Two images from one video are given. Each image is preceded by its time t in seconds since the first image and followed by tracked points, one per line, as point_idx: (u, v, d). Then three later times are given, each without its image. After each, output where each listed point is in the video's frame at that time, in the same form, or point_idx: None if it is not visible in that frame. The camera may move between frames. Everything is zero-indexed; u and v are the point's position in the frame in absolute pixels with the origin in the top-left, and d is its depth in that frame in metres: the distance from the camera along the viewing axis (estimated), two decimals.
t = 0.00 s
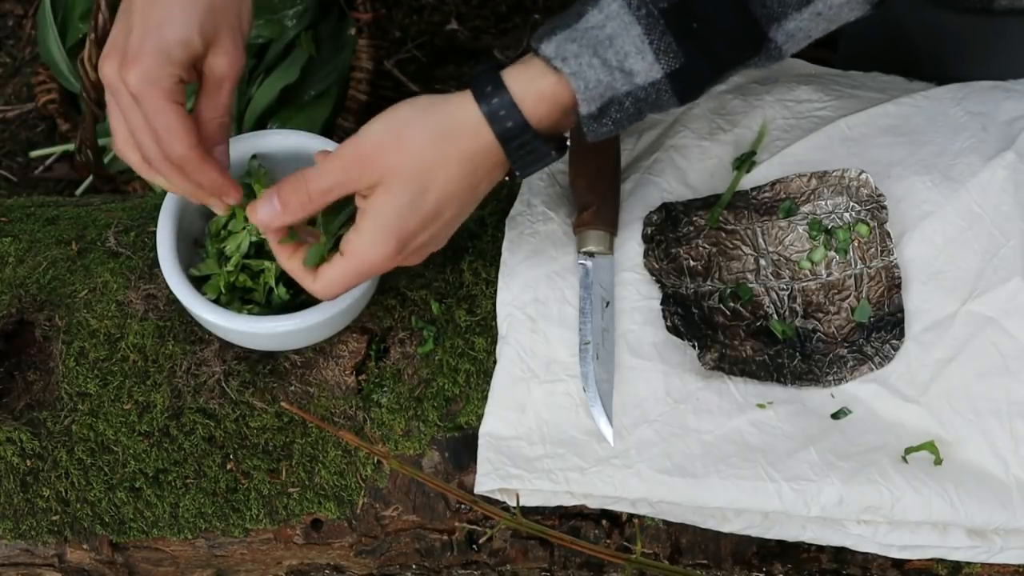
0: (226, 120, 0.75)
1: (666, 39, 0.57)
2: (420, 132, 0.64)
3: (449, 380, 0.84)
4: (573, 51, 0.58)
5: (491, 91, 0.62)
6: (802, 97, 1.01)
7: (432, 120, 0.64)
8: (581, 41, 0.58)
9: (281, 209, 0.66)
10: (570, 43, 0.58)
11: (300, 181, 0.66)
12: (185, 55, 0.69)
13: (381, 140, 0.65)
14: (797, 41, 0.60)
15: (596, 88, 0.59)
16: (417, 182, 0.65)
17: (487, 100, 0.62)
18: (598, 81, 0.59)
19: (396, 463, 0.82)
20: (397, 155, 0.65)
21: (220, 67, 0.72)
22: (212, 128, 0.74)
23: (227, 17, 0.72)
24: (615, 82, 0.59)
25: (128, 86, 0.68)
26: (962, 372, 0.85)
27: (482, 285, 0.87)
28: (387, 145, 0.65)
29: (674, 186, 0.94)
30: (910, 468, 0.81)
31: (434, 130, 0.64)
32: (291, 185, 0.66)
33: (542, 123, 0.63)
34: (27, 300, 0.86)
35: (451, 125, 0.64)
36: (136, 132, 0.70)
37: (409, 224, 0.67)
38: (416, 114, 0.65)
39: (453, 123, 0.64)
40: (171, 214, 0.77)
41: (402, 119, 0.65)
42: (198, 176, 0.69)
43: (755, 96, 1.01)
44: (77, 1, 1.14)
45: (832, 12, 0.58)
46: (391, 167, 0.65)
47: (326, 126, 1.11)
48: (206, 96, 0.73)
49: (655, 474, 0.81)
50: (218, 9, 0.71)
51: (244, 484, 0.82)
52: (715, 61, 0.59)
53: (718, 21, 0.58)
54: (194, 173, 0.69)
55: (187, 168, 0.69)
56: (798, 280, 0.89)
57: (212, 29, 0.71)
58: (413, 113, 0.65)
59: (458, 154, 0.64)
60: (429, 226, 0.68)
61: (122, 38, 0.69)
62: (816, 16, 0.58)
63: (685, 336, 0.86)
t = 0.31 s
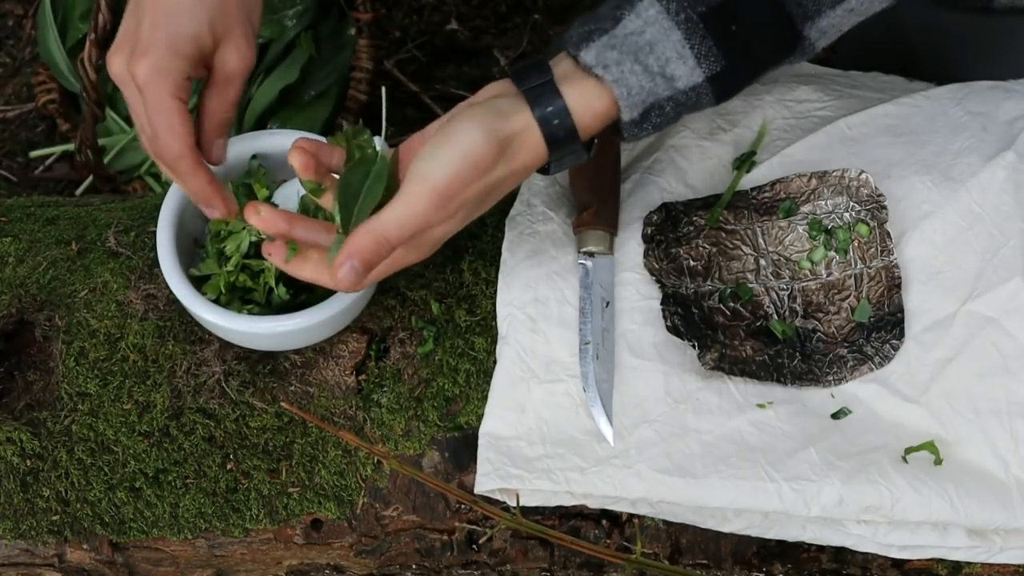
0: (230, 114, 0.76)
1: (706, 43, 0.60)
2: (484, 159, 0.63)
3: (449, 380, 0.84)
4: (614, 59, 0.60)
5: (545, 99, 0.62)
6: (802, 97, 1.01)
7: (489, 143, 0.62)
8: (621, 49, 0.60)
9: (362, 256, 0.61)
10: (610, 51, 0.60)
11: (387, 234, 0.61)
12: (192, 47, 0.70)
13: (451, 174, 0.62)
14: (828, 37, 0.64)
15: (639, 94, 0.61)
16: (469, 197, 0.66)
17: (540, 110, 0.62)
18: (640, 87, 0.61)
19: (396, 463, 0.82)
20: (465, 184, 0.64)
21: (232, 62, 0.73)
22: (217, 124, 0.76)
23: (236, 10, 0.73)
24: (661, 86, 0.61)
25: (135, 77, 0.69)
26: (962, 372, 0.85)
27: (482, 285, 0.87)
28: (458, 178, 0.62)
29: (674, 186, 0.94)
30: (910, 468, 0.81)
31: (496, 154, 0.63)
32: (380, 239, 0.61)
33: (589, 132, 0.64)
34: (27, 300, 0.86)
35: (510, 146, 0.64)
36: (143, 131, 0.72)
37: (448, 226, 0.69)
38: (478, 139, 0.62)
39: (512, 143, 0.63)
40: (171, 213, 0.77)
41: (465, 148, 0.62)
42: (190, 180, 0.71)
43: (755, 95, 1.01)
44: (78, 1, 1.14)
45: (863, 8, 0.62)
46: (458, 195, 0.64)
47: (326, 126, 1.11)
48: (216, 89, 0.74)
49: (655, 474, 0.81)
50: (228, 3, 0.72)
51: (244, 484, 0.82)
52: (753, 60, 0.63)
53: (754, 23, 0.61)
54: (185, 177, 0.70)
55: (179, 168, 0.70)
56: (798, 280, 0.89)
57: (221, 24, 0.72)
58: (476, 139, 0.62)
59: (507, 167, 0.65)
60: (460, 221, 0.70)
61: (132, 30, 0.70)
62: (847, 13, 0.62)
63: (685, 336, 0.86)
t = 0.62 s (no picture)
0: (271, 101, 0.72)
1: (685, 22, 0.58)
2: (441, 122, 0.63)
3: (449, 380, 0.84)
4: (590, 34, 0.58)
5: (516, 76, 0.61)
6: (802, 97, 1.01)
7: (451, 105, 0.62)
8: (599, 25, 0.58)
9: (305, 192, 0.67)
10: (588, 27, 0.58)
11: (321, 173, 0.65)
12: (204, 35, 0.69)
13: (400, 128, 0.63)
14: (817, 32, 0.61)
15: (614, 70, 0.59)
16: (426, 164, 0.65)
17: (512, 88, 0.61)
18: (616, 64, 0.59)
19: (396, 463, 0.82)
20: (416, 145, 0.63)
21: (244, 48, 0.72)
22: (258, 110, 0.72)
23: None
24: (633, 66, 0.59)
25: (147, 66, 0.67)
26: (962, 372, 0.85)
27: (482, 285, 0.88)
28: (407, 134, 0.63)
29: (674, 185, 0.94)
30: (910, 468, 0.81)
31: (454, 120, 0.63)
32: (314, 175, 0.65)
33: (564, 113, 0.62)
34: (27, 300, 0.86)
35: (471, 117, 0.63)
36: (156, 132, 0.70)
37: (403, 195, 0.67)
38: (436, 99, 0.62)
39: (474, 113, 0.63)
40: (171, 213, 0.77)
41: (422, 107, 0.62)
42: (207, 169, 0.68)
43: (755, 96, 1.01)
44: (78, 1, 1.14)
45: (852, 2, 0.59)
46: (407, 153, 0.64)
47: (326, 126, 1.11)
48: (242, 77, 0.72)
49: (655, 474, 0.81)
50: None
51: (244, 484, 0.82)
52: (733, 46, 0.60)
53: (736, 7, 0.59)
54: (201, 167, 0.68)
55: (196, 158, 0.68)
56: (798, 280, 0.89)
57: (233, 11, 0.70)
58: (432, 101, 0.62)
59: (472, 139, 0.64)
60: (422, 195, 0.68)
61: (144, 26, 0.70)
62: (834, 5, 0.59)
63: (685, 336, 0.86)
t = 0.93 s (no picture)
0: (229, 113, 0.75)
1: (709, 24, 0.58)
2: (464, 127, 0.62)
3: (449, 380, 0.84)
4: (614, 38, 0.57)
5: (539, 76, 0.59)
6: (802, 97, 1.01)
7: (474, 109, 0.61)
8: (621, 28, 0.58)
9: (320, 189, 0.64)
10: (611, 30, 0.58)
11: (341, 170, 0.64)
12: (180, 30, 0.69)
13: (423, 132, 0.62)
14: (834, 31, 0.62)
15: (638, 74, 0.58)
16: (446, 165, 0.65)
17: (534, 89, 0.60)
18: (640, 67, 0.58)
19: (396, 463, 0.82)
20: (437, 147, 0.63)
21: (217, 55, 0.74)
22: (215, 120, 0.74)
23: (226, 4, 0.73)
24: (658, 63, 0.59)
25: (120, 56, 0.67)
26: (962, 372, 0.85)
27: (482, 285, 0.88)
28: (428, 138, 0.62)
29: (674, 185, 0.94)
30: (910, 468, 0.81)
31: (477, 125, 0.62)
32: (337, 176, 0.64)
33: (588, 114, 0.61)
34: (27, 300, 0.86)
35: (497, 119, 0.62)
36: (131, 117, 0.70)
37: (419, 193, 0.67)
38: (461, 103, 0.61)
39: (499, 120, 0.62)
40: (171, 214, 0.77)
41: (448, 113, 0.62)
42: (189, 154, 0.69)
43: (755, 96, 1.01)
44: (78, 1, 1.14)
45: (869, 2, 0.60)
46: (428, 155, 0.63)
47: (326, 126, 1.11)
48: (207, 86, 0.74)
49: (655, 474, 0.81)
50: None
51: (244, 484, 0.82)
52: (754, 47, 0.61)
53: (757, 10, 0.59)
54: (183, 151, 0.69)
55: (175, 146, 0.68)
56: (798, 280, 0.89)
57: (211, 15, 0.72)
58: (456, 103, 0.61)
59: (493, 144, 0.64)
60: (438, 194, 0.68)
61: (117, 13, 0.69)
62: (853, 6, 0.60)
63: (685, 336, 0.86)
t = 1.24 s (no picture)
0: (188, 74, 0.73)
1: None
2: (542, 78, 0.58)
3: (449, 380, 0.84)
4: None
5: (613, 24, 0.59)
6: (802, 97, 1.00)
7: (547, 55, 0.58)
8: None
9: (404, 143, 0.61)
10: None
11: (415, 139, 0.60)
12: None
13: (506, 90, 0.58)
14: None
15: (708, 28, 0.61)
16: (526, 125, 0.61)
17: (607, 34, 0.59)
18: (711, 20, 0.61)
19: (396, 463, 0.82)
20: (518, 107, 0.59)
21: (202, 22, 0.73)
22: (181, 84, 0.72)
23: None
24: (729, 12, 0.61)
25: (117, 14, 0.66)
26: (962, 372, 0.85)
27: (482, 285, 0.87)
28: (511, 97, 0.58)
29: (674, 185, 0.94)
30: (910, 468, 0.81)
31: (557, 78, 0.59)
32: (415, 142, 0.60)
33: (655, 58, 0.62)
34: (27, 300, 0.86)
35: (575, 72, 0.59)
36: (105, 75, 0.68)
37: (503, 161, 0.64)
38: (539, 57, 0.58)
39: (579, 68, 0.59)
40: (172, 214, 0.77)
41: (526, 68, 0.58)
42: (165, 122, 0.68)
43: (755, 96, 1.01)
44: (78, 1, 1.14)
45: None
46: (511, 117, 0.60)
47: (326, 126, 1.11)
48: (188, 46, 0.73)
49: (655, 474, 0.81)
50: None
51: (244, 484, 0.82)
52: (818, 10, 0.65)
53: None
54: (163, 118, 0.68)
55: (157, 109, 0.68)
56: (798, 280, 0.88)
57: None
58: (536, 59, 0.58)
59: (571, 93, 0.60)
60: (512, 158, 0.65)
61: None
62: None
63: (685, 336, 0.86)
